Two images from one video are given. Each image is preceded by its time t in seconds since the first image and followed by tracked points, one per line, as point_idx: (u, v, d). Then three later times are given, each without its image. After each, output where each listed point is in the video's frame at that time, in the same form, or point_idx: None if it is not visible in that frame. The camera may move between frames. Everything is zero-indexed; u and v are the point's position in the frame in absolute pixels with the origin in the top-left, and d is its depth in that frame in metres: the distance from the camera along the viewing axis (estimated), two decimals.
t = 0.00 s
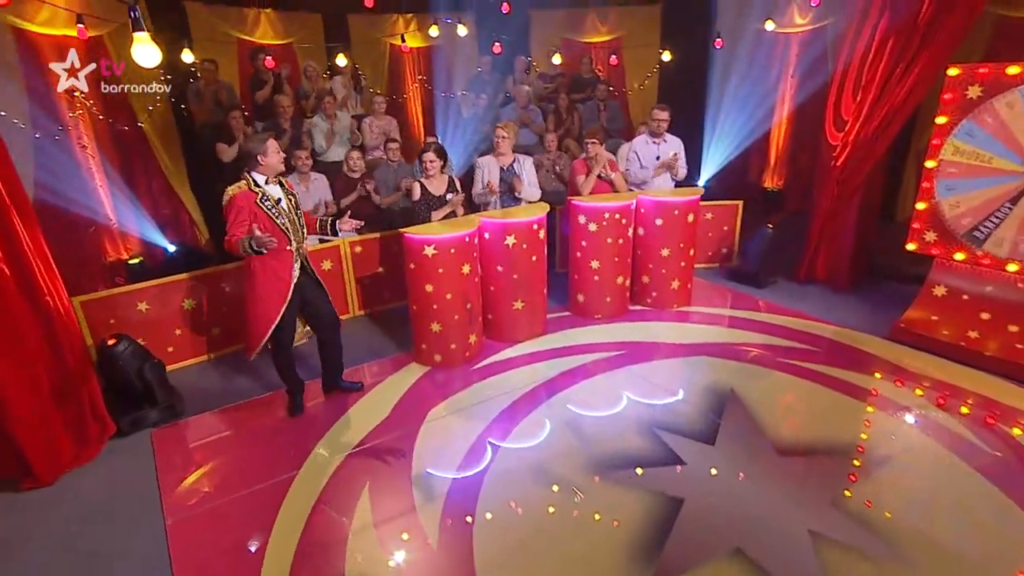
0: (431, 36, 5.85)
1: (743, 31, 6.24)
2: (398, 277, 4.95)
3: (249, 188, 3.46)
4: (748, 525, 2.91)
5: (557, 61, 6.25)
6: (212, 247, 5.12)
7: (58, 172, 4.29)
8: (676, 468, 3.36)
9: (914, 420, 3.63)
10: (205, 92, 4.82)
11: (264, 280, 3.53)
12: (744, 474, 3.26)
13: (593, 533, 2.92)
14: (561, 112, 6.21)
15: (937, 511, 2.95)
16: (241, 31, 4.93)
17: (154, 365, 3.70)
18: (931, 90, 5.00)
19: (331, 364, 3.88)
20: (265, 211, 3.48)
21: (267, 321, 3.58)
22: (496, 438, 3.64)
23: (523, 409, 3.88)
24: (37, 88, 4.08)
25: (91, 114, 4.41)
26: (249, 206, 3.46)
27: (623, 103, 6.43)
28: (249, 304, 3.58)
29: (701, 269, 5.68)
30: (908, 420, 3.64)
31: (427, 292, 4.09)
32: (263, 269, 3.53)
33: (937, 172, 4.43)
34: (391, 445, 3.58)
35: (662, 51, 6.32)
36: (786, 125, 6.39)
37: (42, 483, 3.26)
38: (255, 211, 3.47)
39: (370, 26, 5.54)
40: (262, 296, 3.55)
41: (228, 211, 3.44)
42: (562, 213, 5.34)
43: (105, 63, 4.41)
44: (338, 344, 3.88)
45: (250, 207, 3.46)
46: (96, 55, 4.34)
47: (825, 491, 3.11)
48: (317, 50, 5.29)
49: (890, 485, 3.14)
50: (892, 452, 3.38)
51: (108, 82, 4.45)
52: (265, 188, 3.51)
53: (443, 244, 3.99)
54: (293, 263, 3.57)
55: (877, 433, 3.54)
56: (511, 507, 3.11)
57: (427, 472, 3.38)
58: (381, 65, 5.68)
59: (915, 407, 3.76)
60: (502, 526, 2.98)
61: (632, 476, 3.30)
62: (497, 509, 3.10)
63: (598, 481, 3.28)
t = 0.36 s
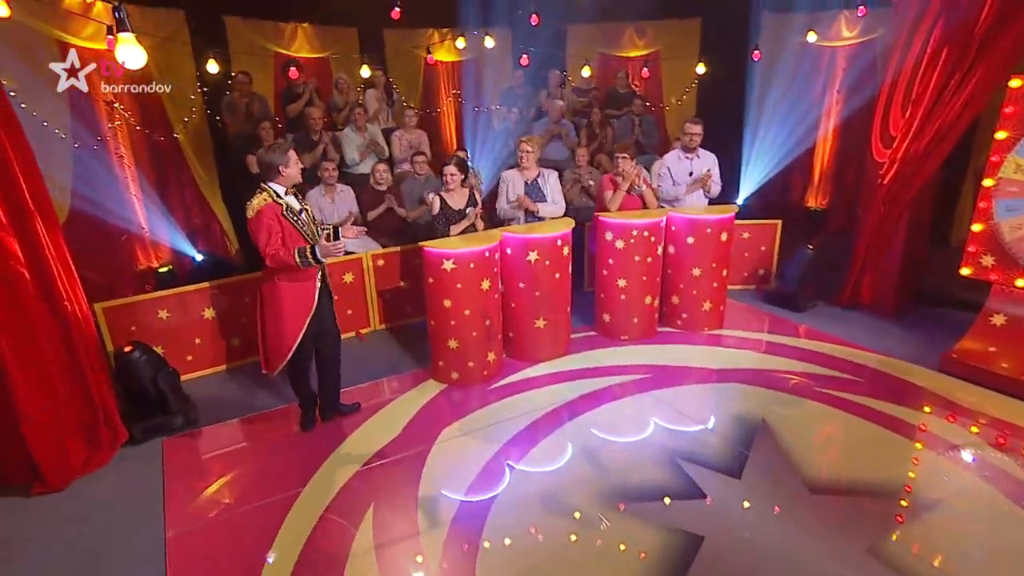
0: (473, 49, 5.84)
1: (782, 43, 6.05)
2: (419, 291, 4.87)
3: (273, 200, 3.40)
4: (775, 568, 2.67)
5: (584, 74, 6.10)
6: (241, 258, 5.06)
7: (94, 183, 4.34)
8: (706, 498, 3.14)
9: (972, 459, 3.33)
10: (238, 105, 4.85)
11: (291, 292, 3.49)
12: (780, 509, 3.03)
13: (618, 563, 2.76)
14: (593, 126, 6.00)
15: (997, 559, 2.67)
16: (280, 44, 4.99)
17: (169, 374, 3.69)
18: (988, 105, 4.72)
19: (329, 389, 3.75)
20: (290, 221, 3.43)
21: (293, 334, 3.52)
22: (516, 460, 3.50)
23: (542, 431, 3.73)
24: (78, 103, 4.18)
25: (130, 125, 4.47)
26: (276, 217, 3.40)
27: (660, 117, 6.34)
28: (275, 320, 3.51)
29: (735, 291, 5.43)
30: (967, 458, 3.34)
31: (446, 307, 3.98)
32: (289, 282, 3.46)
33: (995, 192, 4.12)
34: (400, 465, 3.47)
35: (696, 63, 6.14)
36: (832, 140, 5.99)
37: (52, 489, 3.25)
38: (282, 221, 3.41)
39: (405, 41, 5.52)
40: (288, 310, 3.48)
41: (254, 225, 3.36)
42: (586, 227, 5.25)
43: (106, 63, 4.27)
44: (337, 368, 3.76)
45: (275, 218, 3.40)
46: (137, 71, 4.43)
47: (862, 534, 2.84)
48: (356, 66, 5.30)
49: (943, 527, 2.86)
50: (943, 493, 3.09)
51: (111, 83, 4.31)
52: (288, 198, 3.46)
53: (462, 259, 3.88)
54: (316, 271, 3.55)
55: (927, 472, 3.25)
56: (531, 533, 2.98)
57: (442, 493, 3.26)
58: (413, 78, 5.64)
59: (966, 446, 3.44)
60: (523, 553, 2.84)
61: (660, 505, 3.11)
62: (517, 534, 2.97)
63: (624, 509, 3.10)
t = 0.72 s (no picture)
0: (499, 59, 5.81)
1: (818, 46, 5.75)
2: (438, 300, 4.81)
3: (298, 205, 3.34)
4: None
5: (607, 80, 6.02)
6: (265, 265, 4.99)
7: (120, 185, 4.33)
8: (733, 522, 2.96)
9: None
10: (265, 110, 4.78)
11: (315, 299, 3.43)
12: (813, 535, 2.84)
13: None
14: (622, 135, 5.96)
15: None
16: (307, 51, 4.94)
17: (182, 377, 3.68)
18: None
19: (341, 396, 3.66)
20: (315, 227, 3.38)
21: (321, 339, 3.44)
22: (534, 475, 3.37)
23: (556, 447, 3.60)
24: (108, 110, 4.18)
25: (160, 129, 4.47)
26: (299, 223, 3.35)
27: (691, 126, 6.22)
28: (300, 327, 3.42)
29: (766, 306, 5.23)
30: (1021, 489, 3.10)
31: (460, 316, 3.90)
32: (313, 287, 3.42)
33: None
34: (406, 476, 3.38)
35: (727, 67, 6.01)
36: (873, 147, 5.62)
37: (62, 489, 3.26)
38: (305, 227, 3.36)
39: (434, 48, 5.46)
40: (314, 318, 3.41)
41: (278, 231, 3.29)
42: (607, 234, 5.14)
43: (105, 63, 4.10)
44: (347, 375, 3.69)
45: (302, 224, 3.34)
46: (169, 79, 4.42)
47: (895, 570, 2.62)
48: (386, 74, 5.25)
49: (990, 565, 2.63)
50: (990, 528, 2.84)
51: (109, 83, 4.15)
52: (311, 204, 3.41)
53: (477, 267, 3.80)
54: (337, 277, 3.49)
55: (972, 505, 3.00)
56: (548, 551, 2.86)
57: (456, 507, 3.16)
58: (437, 84, 5.55)
59: (1015, 478, 3.18)
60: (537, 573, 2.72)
61: (683, 527, 2.94)
62: (534, 553, 2.84)
63: (645, 530, 2.95)
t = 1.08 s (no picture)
0: (530, 56, 5.81)
1: (866, 41, 5.53)
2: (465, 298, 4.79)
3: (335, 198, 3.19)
4: None
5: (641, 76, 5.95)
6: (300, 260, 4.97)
7: (160, 181, 4.33)
8: (764, 536, 2.80)
9: None
10: (302, 107, 4.83)
11: (338, 285, 3.30)
12: (849, 554, 2.67)
13: None
14: (659, 134, 5.95)
15: None
16: (341, 48, 4.95)
17: (209, 366, 3.75)
18: None
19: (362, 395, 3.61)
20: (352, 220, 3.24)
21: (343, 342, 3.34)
22: (557, 479, 3.30)
23: (575, 450, 3.52)
24: (151, 110, 4.22)
25: (199, 125, 4.48)
26: (337, 216, 3.20)
27: (731, 126, 6.05)
28: (327, 326, 3.30)
29: (805, 313, 5.04)
30: None
31: (483, 314, 3.87)
32: (339, 274, 3.29)
33: None
34: (423, 473, 3.36)
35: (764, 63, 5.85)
36: (928, 145, 5.31)
37: (93, 471, 3.32)
38: (343, 219, 3.22)
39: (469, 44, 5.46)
40: (338, 312, 3.30)
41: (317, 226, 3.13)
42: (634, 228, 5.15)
43: (106, 62, 3.96)
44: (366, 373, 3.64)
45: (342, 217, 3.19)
46: (209, 77, 4.46)
47: None
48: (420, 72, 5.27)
49: None
50: None
51: (109, 82, 3.98)
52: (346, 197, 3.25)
53: (502, 265, 3.76)
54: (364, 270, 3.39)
55: None
56: (570, 557, 2.77)
57: (477, 507, 3.10)
58: (472, 83, 5.56)
59: None
60: None
61: (710, 539, 2.81)
62: (556, 558, 2.76)
63: (672, 540, 2.83)
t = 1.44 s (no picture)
0: (557, 49, 5.80)
1: (908, 32, 5.26)
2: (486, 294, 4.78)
3: (351, 193, 3.16)
4: None
5: (667, 72, 5.68)
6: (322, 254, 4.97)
7: (189, 173, 4.38)
8: (790, 547, 2.67)
9: None
10: (328, 102, 4.85)
11: (354, 280, 3.26)
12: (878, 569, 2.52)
13: None
14: (690, 129, 5.74)
15: None
16: (370, 42, 4.99)
17: (228, 354, 3.77)
18: None
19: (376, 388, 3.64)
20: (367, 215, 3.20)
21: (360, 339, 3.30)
22: (574, 479, 3.22)
23: (588, 449, 3.46)
24: (181, 104, 4.28)
25: (228, 119, 4.56)
26: (354, 211, 3.16)
27: (768, 122, 5.97)
28: (343, 321, 3.27)
29: (837, 317, 4.87)
30: None
31: (499, 309, 3.83)
32: (356, 268, 3.25)
33: None
34: (433, 466, 3.34)
35: (797, 58, 5.73)
36: (981, 140, 4.86)
37: (116, 455, 3.35)
38: (359, 214, 3.18)
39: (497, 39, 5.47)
40: (354, 308, 3.27)
41: (334, 221, 3.10)
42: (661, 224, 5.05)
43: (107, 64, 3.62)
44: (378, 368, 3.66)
45: (355, 212, 3.15)
46: (239, 71, 4.54)
47: None
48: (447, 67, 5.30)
49: None
50: None
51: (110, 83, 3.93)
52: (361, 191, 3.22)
53: (519, 260, 3.72)
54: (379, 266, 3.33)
55: None
56: (587, 560, 2.69)
57: (491, 505, 3.05)
58: (501, 79, 5.61)
59: None
60: None
61: (736, 549, 2.68)
62: (573, 561, 2.68)
63: (693, 548, 2.71)
